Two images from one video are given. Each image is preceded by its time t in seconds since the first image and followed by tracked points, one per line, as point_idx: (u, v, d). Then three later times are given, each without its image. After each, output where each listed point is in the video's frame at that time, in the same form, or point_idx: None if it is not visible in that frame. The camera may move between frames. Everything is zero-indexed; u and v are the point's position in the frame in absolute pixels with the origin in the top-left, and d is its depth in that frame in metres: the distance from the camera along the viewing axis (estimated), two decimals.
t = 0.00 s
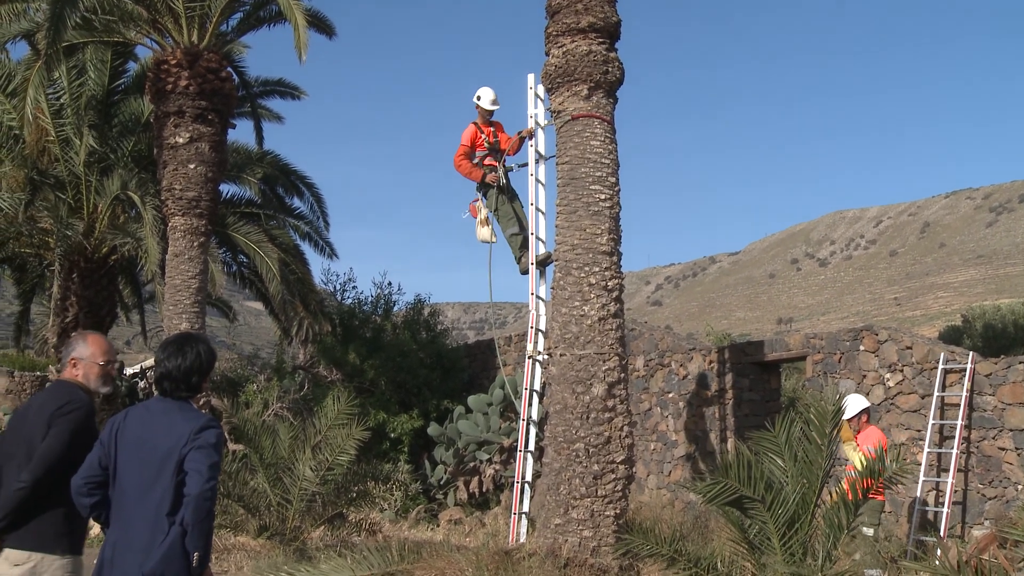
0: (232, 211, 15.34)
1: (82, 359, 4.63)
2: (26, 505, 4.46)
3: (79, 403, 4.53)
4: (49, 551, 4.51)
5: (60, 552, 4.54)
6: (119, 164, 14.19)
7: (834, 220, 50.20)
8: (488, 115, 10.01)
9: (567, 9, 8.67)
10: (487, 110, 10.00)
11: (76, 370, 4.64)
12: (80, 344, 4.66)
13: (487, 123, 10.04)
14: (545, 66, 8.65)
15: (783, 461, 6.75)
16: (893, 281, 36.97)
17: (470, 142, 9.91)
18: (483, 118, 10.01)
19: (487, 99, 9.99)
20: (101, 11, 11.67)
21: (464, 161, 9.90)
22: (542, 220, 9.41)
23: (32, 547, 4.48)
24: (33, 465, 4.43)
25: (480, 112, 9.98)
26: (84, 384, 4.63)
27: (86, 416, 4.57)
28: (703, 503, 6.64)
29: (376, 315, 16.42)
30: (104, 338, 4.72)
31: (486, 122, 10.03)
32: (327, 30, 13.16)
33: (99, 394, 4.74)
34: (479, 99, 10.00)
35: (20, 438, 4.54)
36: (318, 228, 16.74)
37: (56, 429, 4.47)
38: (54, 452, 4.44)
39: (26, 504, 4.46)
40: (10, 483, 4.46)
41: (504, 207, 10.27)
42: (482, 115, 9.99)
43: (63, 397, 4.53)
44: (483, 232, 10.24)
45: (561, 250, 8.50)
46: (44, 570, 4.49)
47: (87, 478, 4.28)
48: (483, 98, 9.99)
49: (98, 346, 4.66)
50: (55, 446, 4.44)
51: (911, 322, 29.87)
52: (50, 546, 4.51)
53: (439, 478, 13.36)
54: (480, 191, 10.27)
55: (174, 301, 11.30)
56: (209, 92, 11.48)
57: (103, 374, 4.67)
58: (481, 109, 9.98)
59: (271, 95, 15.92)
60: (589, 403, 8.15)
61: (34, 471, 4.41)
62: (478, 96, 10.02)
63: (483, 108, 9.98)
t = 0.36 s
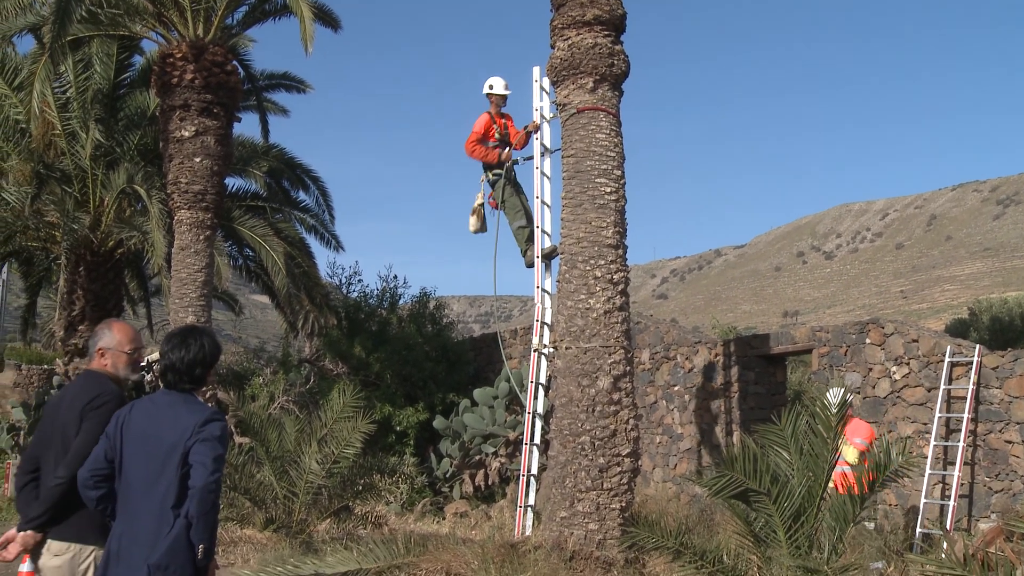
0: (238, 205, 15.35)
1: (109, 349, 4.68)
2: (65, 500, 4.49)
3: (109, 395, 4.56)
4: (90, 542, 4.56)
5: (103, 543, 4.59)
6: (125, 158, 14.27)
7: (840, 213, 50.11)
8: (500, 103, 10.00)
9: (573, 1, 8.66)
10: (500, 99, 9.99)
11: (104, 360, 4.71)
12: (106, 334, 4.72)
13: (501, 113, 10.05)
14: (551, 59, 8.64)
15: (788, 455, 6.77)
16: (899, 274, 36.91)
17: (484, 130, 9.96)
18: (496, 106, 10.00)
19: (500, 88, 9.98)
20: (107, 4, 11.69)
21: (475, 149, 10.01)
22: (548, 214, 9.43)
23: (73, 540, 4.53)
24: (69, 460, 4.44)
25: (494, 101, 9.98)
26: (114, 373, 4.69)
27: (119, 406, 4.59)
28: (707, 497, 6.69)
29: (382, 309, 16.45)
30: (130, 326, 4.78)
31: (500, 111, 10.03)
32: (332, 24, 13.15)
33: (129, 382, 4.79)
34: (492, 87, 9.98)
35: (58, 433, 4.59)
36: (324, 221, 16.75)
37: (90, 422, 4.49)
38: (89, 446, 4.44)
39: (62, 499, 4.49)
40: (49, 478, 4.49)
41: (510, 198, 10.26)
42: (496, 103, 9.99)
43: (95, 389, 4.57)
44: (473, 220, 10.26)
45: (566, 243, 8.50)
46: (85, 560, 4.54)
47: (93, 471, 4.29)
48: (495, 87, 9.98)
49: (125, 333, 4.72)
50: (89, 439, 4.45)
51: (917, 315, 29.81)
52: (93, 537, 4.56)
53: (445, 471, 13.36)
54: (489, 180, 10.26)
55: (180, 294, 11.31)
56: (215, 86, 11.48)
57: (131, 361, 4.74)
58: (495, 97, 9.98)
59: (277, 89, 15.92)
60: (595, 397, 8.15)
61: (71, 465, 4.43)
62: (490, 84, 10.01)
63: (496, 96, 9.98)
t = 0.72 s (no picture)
0: (245, 200, 15.37)
1: (120, 345, 4.73)
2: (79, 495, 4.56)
3: (116, 392, 4.61)
4: (105, 535, 4.62)
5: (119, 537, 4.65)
6: (133, 154, 14.21)
7: (848, 208, 49.99)
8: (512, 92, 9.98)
9: None
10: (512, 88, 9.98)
11: (115, 356, 4.75)
12: (117, 331, 4.76)
13: (512, 101, 10.02)
14: (558, 54, 8.63)
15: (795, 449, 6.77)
16: (907, 269, 36.82)
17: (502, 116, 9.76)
18: (508, 95, 9.98)
19: (511, 77, 9.97)
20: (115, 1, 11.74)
21: (494, 133, 9.74)
22: (555, 208, 9.41)
23: (90, 534, 4.61)
24: (78, 458, 4.49)
25: (506, 89, 9.96)
26: (125, 370, 4.74)
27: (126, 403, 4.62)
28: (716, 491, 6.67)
29: (389, 304, 16.48)
30: (141, 322, 4.80)
31: (512, 100, 10.01)
32: (339, 19, 13.14)
33: (141, 378, 4.83)
34: (503, 76, 9.97)
35: (73, 430, 4.68)
36: (331, 217, 16.77)
37: (97, 420, 4.53)
38: (97, 442, 4.48)
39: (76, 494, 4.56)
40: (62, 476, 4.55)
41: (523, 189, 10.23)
42: (508, 91, 9.97)
43: (104, 386, 4.63)
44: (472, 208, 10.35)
45: (573, 238, 8.49)
46: (98, 554, 4.60)
47: (101, 467, 4.29)
48: (506, 76, 9.96)
49: (135, 329, 4.76)
50: (96, 436, 4.49)
51: (925, 310, 29.73)
52: (109, 531, 4.62)
53: (452, 466, 13.36)
54: (503, 169, 10.17)
55: (188, 290, 11.33)
56: (222, 82, 11.51)
57: (141, 357, 4.78)
58: (508, 86, 9.96)
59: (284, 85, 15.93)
60: (602, 392, 8.14)
61: (79, 463, 4.47)
62: (502, 73, 9.99)
63: (508, 85, 9.96)
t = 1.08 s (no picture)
0: (252, 200, 15.38)
1: (126, 346, 4.74)
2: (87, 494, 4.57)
3: (121, 392, 4.62)
4: (114, 533, 4.63)
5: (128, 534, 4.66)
6: (140, 154, 14.32)
7: (854, 207, 49.92)
8: (516, 91, 9.99)
9: None
10: (516, 86, 9.99)
11: (122, 357, 4.77)
12: (123, 331, 4.77)
13: (514, 101, 10.02)
14: (564, 53, 8.63)
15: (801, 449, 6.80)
16: (914, 268, 36.75)
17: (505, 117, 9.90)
18: (512, 94, 9.99)
19: (516, 76, 9.96)
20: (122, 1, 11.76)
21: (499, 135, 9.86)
22: (561, 209, 9.43)
23: (99, 533, 4.61)
24: (84, 457, 4.50)
25: (509, 89, 9.97)
26: (130, 370, 4.74)
27: (132, 402, 4.63)
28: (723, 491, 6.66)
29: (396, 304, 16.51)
30: (146, 322, 4.81)
31: (513, 99, 10.00)
32: (345, 19, 13.15)
33: (147, 378, 4.85)
34: (507, 75, 9.96)
35: (79, 430, 4.69)
36: (337, 216, 16.80)
37: (103, 419, 4.55)
38: (102, 442, 4.49)
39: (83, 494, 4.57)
40: (68, 476, 4.56)
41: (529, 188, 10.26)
42: (512, 91, 9.99)
43: (109, 386, 4.63)
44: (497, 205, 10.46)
45: (580, 237, 8.48)
46: (109, 553, 4.61)
47: (107, 467, 4.29)
48: (511, 74, 9.95)
49: (141, 329, 4.77)
50: (102, 435, 4.50)
51: (932, 309, 29.68)
52: (117, 529, 4.63)
53: (459, 465, 13.36)
54: (508, 169, 10.18)
55: (195, 289, 11.35)
56: (228, 82, 11.53)
57: (147, 357, 4.79)
58: (510, 85, 9.97)
59: (290, 85, 15.95)
60: (609, 391, 8.14)
61: (85, 462, 4.48)
62: (506, 72, 9.99)
63: (511, 84, 9.97)
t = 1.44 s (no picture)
0: (257, 199, 15.39)
1: (136, 345, 4.74)
2: (92, 493, 4.57)
3: (129, 390, 4.62)
4: (119, 533, 4.63)
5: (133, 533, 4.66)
6: (144, 154, 14.28)
7: (859, 207, 49.89)
8: (521, 92, 9.99)
9: None
10: (521, 87, 9.99)
11: (132, 355, 4.77)
12: (134, 330, 4.77)
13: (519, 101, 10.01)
14: (568, 53, 8.62)
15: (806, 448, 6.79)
16: (919, 268, 36.73)
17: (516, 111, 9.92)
18: (517, 95, 9.98)
19: (521, 77, 9.96)
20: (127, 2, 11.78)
21: (519, 127, 9.80)
22: (565, 209, 9.44)
23: (104, 532, 4.61)
24: (91, 455, 4.50)
25: (515, 90, 9.97)
26: (140, 369, 4.75)
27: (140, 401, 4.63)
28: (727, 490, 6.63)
29: (400, 304, 16.55)
30: (157, 322, 4.81)
31: (519, 100, 9.99)
32: (349, 18, 13.15)
33: (157, 377, 4.84)
34: (513, 76, 9.96)
35: (89, 429, 4.69)
36: (342, 216, 16.82)
37: (113, 417, 4.57)
38: (109, 441, 4.49)
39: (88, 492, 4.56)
40: (74, 475, 4.56)
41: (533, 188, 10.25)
42: (517, 92, 9.98)
43: (119, 386, 4.64)
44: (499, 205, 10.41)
45: (584, 237, 8.48)
46: (115, 552, 4.61)
47: (113, 466, 4.28)
48: (516, 75, 9.95)
49: (151, 329, 4.77)
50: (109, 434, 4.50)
51: (937, 308, 29.68)
52: (122, 529, 4.63)
53: (463, 465, 13.34)
54: (512, 169, 10.18)
55: (199, 289, 11.35)
56: (233, 82, 11.54)
57: (157, 356, 4.78)
58: (516, 86, 9.97)
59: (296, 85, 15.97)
60: (613, 391, 8.13)
61: (92, 461, 4.48)
62: (512, 73, 9.98)
63: (516, 85, 9.97)
